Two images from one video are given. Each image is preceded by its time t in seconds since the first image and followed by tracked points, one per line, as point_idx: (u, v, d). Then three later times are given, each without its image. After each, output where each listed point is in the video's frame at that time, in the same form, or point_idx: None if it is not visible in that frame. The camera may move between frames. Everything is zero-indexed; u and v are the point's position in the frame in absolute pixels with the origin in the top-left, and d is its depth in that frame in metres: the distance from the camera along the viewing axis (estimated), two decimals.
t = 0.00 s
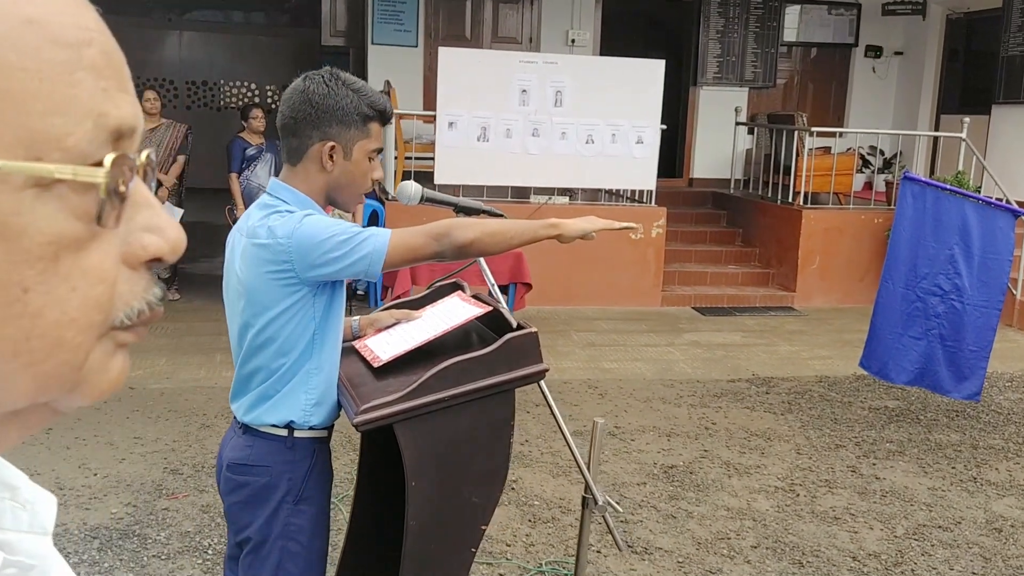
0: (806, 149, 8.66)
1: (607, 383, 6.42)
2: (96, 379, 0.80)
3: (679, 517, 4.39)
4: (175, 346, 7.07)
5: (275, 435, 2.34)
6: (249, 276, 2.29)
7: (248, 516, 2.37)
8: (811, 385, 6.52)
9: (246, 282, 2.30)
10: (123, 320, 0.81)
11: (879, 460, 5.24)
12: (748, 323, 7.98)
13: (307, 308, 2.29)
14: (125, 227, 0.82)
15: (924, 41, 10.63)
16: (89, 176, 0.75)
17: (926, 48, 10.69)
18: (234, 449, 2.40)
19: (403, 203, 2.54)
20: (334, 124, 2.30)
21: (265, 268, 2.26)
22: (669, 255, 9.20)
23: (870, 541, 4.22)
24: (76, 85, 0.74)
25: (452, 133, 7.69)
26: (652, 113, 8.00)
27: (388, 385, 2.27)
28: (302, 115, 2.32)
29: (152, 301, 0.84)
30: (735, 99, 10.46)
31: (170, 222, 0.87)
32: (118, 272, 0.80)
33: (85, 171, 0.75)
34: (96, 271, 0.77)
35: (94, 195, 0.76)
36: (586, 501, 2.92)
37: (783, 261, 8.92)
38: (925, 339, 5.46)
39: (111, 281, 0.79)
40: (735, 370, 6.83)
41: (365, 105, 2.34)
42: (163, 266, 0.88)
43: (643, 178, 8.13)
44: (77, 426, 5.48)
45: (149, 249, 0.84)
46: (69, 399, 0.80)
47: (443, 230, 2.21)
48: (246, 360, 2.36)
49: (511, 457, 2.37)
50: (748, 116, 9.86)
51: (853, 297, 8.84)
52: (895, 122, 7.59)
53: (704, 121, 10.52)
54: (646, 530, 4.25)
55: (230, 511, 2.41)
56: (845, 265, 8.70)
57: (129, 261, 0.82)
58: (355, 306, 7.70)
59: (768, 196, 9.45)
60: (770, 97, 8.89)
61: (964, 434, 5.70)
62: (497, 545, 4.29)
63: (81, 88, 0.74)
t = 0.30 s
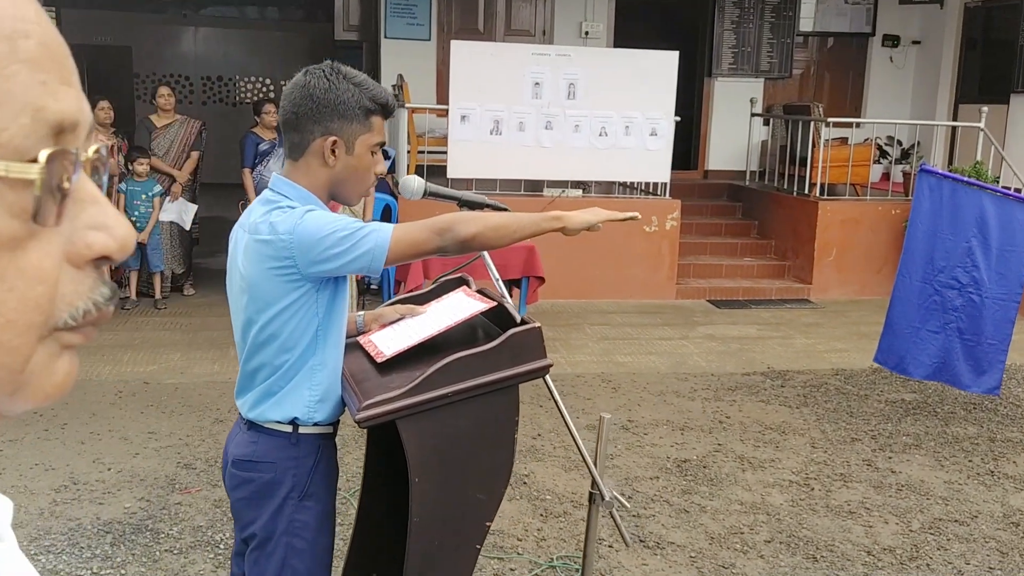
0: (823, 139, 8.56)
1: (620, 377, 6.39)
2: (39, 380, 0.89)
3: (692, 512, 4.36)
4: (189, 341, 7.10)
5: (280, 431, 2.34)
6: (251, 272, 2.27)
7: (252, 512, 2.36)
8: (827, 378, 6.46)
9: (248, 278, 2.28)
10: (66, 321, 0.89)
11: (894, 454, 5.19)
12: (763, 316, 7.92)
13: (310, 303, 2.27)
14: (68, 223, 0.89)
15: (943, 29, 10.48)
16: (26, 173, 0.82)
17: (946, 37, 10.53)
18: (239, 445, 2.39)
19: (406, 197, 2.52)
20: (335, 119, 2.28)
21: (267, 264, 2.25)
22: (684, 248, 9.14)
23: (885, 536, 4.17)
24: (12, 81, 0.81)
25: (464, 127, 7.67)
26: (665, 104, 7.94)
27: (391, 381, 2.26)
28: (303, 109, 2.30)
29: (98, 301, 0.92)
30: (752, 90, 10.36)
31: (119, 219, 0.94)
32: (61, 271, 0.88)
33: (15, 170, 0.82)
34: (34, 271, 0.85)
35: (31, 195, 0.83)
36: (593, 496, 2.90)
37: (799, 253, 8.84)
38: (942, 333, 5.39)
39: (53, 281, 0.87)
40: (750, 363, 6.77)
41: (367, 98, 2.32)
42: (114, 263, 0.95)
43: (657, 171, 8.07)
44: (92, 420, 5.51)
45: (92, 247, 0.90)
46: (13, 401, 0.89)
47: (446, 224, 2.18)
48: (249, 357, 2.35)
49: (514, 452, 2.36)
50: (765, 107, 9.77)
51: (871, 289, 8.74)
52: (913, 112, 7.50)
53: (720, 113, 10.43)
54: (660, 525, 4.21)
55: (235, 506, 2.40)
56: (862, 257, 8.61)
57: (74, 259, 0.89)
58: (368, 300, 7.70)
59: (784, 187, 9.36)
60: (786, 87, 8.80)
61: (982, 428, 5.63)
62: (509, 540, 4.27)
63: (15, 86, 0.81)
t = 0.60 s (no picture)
0: (835, 134, 8.48)
1: (628, 372, 6.36)
2: None
3: (698, 508, 4.33)
4: (197, 334, 7.10)
5: (280, 425, 2.32)
6: (250, 267, 2.26)
7: (252, 507, 2.35)
8: (836, 374, 6.41)
9: (247, 272, 2.27)
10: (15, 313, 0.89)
11: (904, 451, 5.14)
12: (773, 311, 7.86)
13: (309, 298, 2.26)
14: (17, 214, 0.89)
15: (958, 23, 10.37)
16: None
17: (960, 31, 10.43)
18: (240, 439, 2.38)
19: (408, 190, 2.51)
20: (336, 111, 2.25)
21: (265, 258, 2.23)
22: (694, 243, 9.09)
23: (894, 534, 4.13)
24: None
25: (473, 120, 7.64)
26: (675, 98, 7.89)
27: (391, 376, 2.24)
28: (304, 101, 2.27)
29: (50, 292, 0.91)
30: (763, 84, 10.29)
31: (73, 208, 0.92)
32: (10, 262, 0.88)
33: None
34: None
35: None
36: (595, 493, 2.87)
37: (810, 249, 8.78)
38: (953, 330, 5.34)
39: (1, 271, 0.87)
40: (759, 359, 6.73)
41: (368, 91, 2.29)
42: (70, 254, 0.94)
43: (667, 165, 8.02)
44: (99, 413, 5.51)
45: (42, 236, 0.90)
46: None
47: (447, 218, 2.16)
48: (248, 351, 2.34)
49: (516, 449, 2.34)
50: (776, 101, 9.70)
51: (882, 285, 8.68)
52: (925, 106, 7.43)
53: (731, 108, 10.36)
54: (665, 521, 4.19)
55: (235, 501, 2.39)
56: (873, 252, 8.54)
57: (23, 249, 0.89)
58: (376, 294, 7.68)
59: (795, 182, 9.29)
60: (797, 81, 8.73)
61: (993, 426, 5.58)
62: (514, 535, 4.25)
63: None
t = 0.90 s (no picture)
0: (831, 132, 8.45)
1: (622, 369, 6.34)
2: None
3: (690, 506, 4.32)
4: (191, 327, 7.07)
5: (267, 420, 2.30)
6: (236, 259, 2.24)
7: (237, 501, 2.34)
8: (830, 373, 6.41)
9: (233, 264, 2.25)
10: None
11: (897, 450, 5.13)
12: (768, 309, 7.85)
13: (296, 291, 2.23)
14: None
15: (956, 22, 10.37)
16: None
17: (958, 30, 10.42)
18: (225, 433, 2.36)
19: (399, 184, 2.48)
20: (325, 103, 2.23)
21: (252, 251, 2.21)
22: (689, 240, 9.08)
23: (885, 533, 4.13)
24: None
25: (469, 115, 7.62)
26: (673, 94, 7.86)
27: (378, 372, 2.22)
28: (292, 93, 2.25)
29: None
30: (760, 82, 10.27)
31: (18, 200, 1.43)
32: None
33: None
34: None
35: None
36: (584, 491, 2.86)
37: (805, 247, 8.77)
38: (948, 329, 5.33)
39: None
40: (753, 356, 6.72)
41: (357, 83, 2.26)
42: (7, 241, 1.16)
43: (663, 162, 8.00)
44: (91, 406, 5.49)
45: None
46: None
47: (435, 212, 2.14)
48: (235, 344, 2.32)
49: (504, 445, 2.32)
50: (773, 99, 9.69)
51: (877, 284, 8.67)
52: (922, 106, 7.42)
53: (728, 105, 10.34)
54: (657, 519, 4.18)
55: (221, 495, 2.38)
56: (869, 251, 8.54)
57: None
58: (370, 288, 7.66)
59: (791, 180, 9.28)
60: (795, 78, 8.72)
61: (986, 426, 5.58)
62: (505, 531, 4.24)
63: None
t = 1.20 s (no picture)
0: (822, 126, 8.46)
1: (612, 362, 6.34)
2: None
3: (679, 499, 4.32)
4: (179, 319, 7.02)
5: (250, 414, 2.29)
6: (219, 251, 2.22)
7: (219, 496, 2.32)
8: (819, 366, 6.42)
9: (216, 256, 2.22)
10: None
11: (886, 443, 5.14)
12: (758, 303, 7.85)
13: (279, 284, 2.21)
14: None
15: (947, 16, 10.37)
16: None
17: (950, 25, 10.42)
18: (208, 427, 2.34)
19: (385, 176, 2.46)
20: (310, 95, 2.20)
21: (235, 243, 2.18)
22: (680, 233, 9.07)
23: (874, 527, 4.14)
24: None
25: (460, 108, 7.58)
26: (664, 87, 7.83)
27: (363, 366, 2.20)
28: (276, 84, 2.22)
29: None
30: (752, 75, 10.26)
31: None
32: None
33: None
34: None
35: None
36: (571, 485, 2.85)
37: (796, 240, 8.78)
38: (938, 324, 5.33)
39: None
40: (743, 350, 6.72)
41: (342, 74, 2.23)
42: None
43: (654, 155, 7.99)
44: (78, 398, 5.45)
45: None
46: None
47: (421, 205, 2.12)
48: (217, 337, 2.29)
49: (490, 440, 2.30)
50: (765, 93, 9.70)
51: (866, 278, 8.69)
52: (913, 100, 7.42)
53: (720, 98, 10.33)
54: (646, 512, 4.17)
55: (202, 490, 2.36)
56: (859, 245, 8.55)
57: None
58: (360, 281, 7.62)
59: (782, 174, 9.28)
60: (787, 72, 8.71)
61: (975, 420, 5.59)
62: (494, 525, 4.23)
63: None
